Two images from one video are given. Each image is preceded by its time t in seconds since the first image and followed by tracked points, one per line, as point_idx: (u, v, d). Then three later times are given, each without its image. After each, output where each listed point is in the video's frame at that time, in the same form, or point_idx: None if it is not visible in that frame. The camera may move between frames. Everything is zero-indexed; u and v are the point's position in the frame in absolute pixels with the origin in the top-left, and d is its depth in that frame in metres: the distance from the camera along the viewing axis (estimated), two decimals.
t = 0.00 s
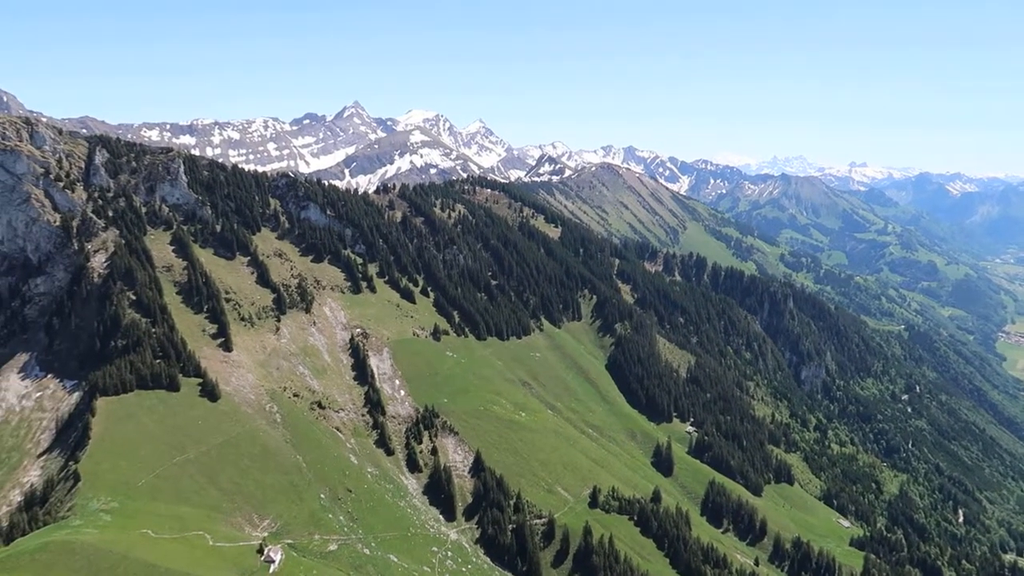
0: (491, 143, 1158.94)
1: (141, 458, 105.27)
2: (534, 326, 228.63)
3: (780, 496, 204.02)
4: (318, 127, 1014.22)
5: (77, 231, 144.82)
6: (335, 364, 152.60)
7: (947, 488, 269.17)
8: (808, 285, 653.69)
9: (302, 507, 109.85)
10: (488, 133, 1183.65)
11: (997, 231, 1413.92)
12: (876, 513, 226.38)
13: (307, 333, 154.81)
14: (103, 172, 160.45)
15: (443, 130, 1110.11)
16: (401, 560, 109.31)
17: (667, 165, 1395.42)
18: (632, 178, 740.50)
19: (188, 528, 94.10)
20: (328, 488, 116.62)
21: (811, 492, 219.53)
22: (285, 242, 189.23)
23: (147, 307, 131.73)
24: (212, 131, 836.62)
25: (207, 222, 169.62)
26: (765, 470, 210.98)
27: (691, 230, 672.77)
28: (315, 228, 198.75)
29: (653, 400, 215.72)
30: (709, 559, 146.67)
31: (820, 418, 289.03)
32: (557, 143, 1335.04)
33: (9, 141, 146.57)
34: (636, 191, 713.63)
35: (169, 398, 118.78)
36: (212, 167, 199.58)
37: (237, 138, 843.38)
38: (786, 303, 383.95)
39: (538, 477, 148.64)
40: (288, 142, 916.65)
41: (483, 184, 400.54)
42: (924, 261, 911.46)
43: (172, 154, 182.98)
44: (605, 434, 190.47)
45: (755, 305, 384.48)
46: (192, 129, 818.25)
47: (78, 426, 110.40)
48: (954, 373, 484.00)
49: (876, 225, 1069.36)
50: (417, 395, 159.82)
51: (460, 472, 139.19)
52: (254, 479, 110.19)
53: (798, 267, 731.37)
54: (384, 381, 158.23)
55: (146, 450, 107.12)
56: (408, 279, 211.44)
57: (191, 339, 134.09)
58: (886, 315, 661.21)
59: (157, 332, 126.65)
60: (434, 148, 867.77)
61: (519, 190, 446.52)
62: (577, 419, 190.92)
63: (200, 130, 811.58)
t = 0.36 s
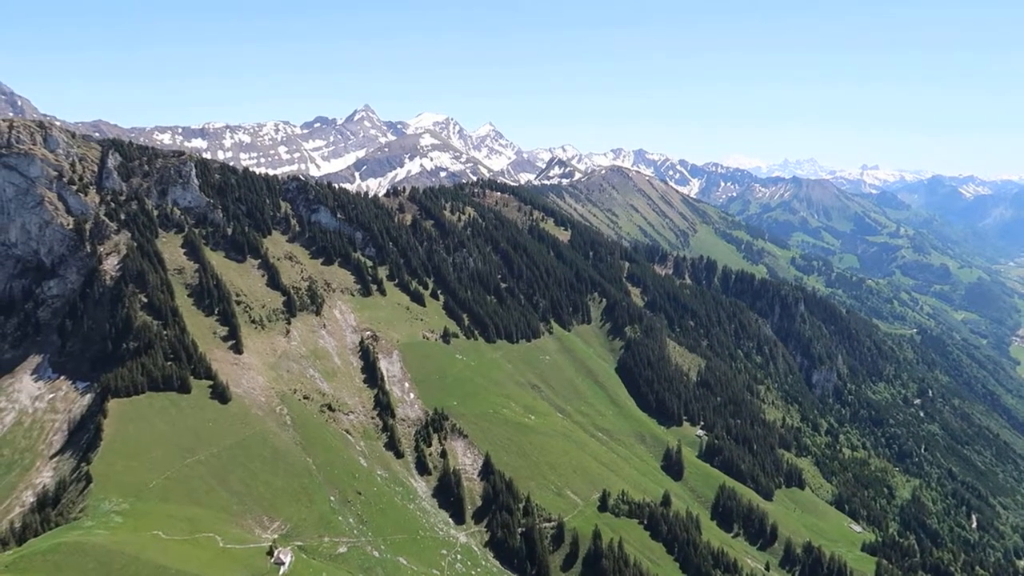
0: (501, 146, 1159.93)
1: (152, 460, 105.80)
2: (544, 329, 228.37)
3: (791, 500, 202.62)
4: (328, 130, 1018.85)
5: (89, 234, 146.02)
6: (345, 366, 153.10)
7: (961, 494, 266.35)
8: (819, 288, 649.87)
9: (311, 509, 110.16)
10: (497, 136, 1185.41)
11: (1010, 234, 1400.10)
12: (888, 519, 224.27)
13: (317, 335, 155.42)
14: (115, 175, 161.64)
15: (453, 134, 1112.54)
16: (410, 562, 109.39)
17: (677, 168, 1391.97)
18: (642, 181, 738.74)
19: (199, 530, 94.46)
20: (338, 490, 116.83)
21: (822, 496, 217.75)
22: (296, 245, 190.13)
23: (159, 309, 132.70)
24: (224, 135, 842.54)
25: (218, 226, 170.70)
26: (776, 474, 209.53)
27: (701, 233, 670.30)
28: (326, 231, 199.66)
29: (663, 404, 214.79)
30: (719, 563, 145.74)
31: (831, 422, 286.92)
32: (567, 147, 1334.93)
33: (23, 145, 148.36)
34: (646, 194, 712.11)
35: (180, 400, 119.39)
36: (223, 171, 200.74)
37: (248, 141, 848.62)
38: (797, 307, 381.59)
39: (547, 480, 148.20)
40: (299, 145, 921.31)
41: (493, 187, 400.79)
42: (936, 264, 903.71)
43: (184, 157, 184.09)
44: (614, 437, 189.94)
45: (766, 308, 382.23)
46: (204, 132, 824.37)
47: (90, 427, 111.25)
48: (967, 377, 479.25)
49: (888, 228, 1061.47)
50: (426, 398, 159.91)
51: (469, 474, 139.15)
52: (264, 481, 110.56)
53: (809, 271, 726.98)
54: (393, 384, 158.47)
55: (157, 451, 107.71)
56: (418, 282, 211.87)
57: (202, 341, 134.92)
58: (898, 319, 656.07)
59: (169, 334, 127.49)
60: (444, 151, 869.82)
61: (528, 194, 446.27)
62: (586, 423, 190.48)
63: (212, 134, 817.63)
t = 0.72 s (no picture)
0: (507, 150, 1160.95)
1: (158, 463, 106.02)
2: (550, 332, 228.07)
3: (798, 504, 201.54)
4: (335, 134, 1022.30)
5: (97, 238, 146.74)
6: (351, 370, 153.25)
7: (970, 498, 264.12)
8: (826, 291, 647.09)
9: (318, 513, 110.17)
10: (504, 139, 1187.08)
11: (1019, 237, 1391.73)
12: (896, 523, 222.64)
13: (323, 339, 155.65)
14: (122, 179, 162.30)
15: (459, 137, 1114.52)
16: (416, 566, 109.23)
17: (683, 171, 1389.88)
18: (649, 184, 737.62)
19: (205, 534, 94.58)
20: (344, 494, 116.77)
21: (830, 500, 216.33)
22: (302, 248, 190.57)
23: (166, 313, 133.19)
24: (231, 138, 846.96)
25: (225, 229, 171.26)
26: (783, 478, 208.40)
27: (708, 236, 668.76)
28: (332, 234, 200.07)
29: (670, 407, 213.98)
30: (727, 567, 144.92)
31: (839, 425, 285.26)
32: (573, 150, 1335.13)
33: (31, 150, 149.38)
34: (652, 197, 711.26)
35: (187, 403, 119.66)
36: (230, 175, 201.44)
37: (255, 145, 852.56)
38: (805, 310, 379.84)
39: (553, 484, 147.76)
40: (305, 149, 924.97)
41: (499, 190, 400.52)
42: (944, 267, 898.73)
43: (191, 161, 184.70)
44: (621, 441, 189.33)
45: (773, 311, 380.88)
46: (211, 136, 828.67)
47: (97, 431, 111.56)
48: (976, 381, 475.97)
49: (896, 231, 1056.73)
50: (432, 401, 159.81)
51: (476, 478, 138.91)
52: (271, 484, 110.62)
53: (816, 274, 723.95)
54: (399, 387, 158.42)
55: (164, 454, 107.95)
56: (424, 285, 212.03)
57: (209, 345, 135.34)
58: (906, 322, 652.41)
59: (175, 338, 127.91)
60: (450, 155, 871.74)
61: (534, 197, 446.50)
62: (593, 426, 189.97)
63: (219, 138, 822.01)
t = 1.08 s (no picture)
0: (515, 152, 1161.55)
1: (169, 464, 106.60)
2: (558, 334, 227.92)
3: (807, 506, 200.53)
4: (343, 137, 1026.21)
5: (107, 240, 147.75)
6: (360, 372, 153.67)
7: (981, 501, 261.85)
8: (835, 293, 643.80)
9: (326, 514, 110.42)
10: (512, 142, 1188.51)
11: None
12: (906, 526, 220.92)
13: (332, 341, 156.16)
14: (133, 182, 163.34)
15: (467, 140, 1116.31)
16: (425, 568, 109.23)
17: (692, 173, 1386.92)
18: (657, 186, 736.18)
19: (215, 535, 94.95)
20: (353, 496, 116.98)
21: (839, 504, 214.91)
22: (311, 251, 191.33)
23: (176, 315, 133.92)
24: (240, 142, 852.09)
25: (234, 232, 172.09)
26: (792, 481, 207.33)
27: (716, 238, 666.68)
28: (341, 237, 200.72)
29: (678, 409, 213.26)
30: (736, 571, 144.14)
31: (849, 428, 283.40)
32: (581, 152, 1334.97)
33: (42, 153, 150.81)
34: (661, 199, 710.03)
35: (197, 405, 120.27)
36: (239, 177, 202.41)
37: (264, 148, 856.94)
38: (814, 312, 377.94)
39: (561, 487, 147.48)
40: (314, 152, 928.73)
41: (506, 192, 400.74)
42: (954, 269, 892.67)
43: (200, 164, 185.67)
44: (629, 443, 188.84)
45: (782, 314, 379.37)
46: (220, 139, 833.57)
47: (108, 432, 112.23)
48: (987, 384, 472.26)
49: (905, 233, 1050.41)
50: (440, 404, 159.95)
51: (484, 480, 138.93)
52: (279, 486, 110.98)
53: (826, 276, 720.32)
54: (408, 389, 158.63)
55: (175, 455, 108.49)
56: (432, 288, 212.36)
57: (218, 347, 136.08)
58: (916, 324, 648.16)
59: (185, 340, 128.59)
60: (458, 157, 873.22)
61: (542, 199, 446.47)
62: (601, 429, 189.57)
63: (228, 141, 826.90)
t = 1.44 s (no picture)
0: (525, 156, 1162.18)
1: (181, 466, 107.17)
2: (569, 337, 227.55)
3: (819, 511, 198.82)
4: (355, 141, 1030.92)
5: (121, 244, 148.99)
6: (371, 375, 154.09)
7: (996, 507, 258.69)
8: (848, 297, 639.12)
9: (337, 517, 110.61)
10: (522, 146, 1189.40)
11: None
12: (920, 532, 218.52)
13: (343, 344, 156.69)
14: (146, 186, 164.62)
15: (478, 143, 1118.73)
16: (435, 572, 109.15)
17: (703, 176, 1382.47)
18: (668, 189, 734.23)
19: (226, 537, 95.33)
20: (364, 498, 117.13)
21: (852, 509, 212.96)
22: (322, 254, 192.14)
23: (188, 318, 134.84)
24: (252, 145, 858.08)
25: (246, 235, 173.22)
26: (805, 486, 205.55)
27: (727, 241, 663.75)
28: (352, 240, 201.42)
29: (689, 413, 212.18)
30: None
31: (861, 433, 280.93)
32: (592, 155, 1333.77)
33: (57, 158, 152.45)
34: (672, 202, 707.91)
35: (209, 407, 120.91)
36: (251, 181, 203.63)
37: (276, 152, 862.39)
38: (826, 316, 375.45)
39: (572, 490, 147.02)
40: (325, 156, 933.80)
41: (517, 196, 400.84)
42: (968, 273, 883.96)
43: (213, 168, 186.93)
44: (640, 447, 188.10)
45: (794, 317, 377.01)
46: (232, 143, 839.62)
47: (121, 434, 113.01)
48: (1001, 389, 467.16)
49: (919, 237, 1041.77)
50: (450, 407, 160.04)
51: (495, 484, 138.75)
52: (290, 489, 111.31)
53: (838, 279, 715.25)
54: (418, 393, 158.79)
55: (187, 457, 109.10)
56: (443, 291, 212.67)
57: (230, 350, 136.91)
58: (929, 329, 642.20)
59: (197, 343, 129.39)
60: (469, 161, 874.94)
61: (553, 202, 446.20)
62: (612, 433, 188.93)
63: (240, 145, 832.98)
